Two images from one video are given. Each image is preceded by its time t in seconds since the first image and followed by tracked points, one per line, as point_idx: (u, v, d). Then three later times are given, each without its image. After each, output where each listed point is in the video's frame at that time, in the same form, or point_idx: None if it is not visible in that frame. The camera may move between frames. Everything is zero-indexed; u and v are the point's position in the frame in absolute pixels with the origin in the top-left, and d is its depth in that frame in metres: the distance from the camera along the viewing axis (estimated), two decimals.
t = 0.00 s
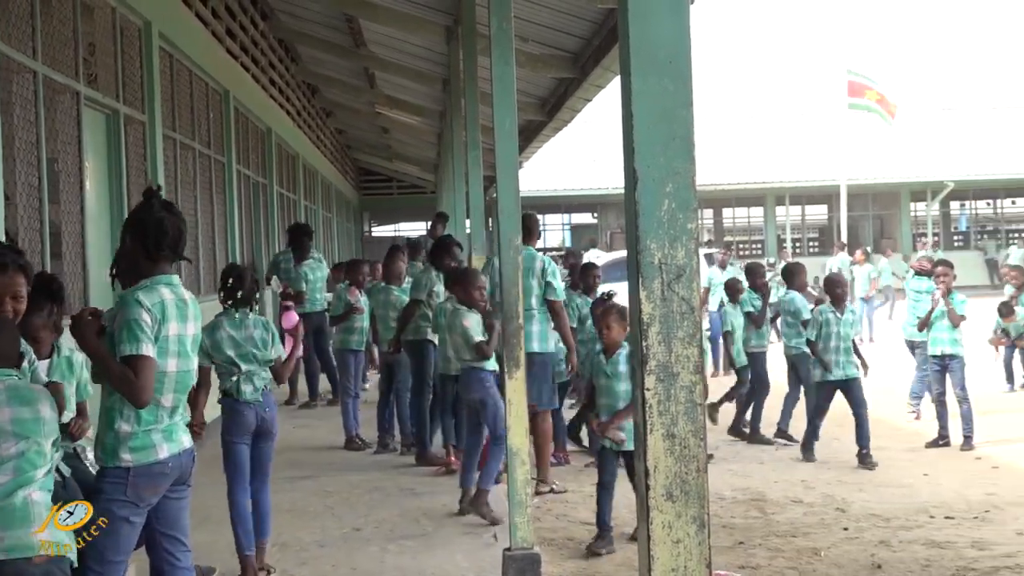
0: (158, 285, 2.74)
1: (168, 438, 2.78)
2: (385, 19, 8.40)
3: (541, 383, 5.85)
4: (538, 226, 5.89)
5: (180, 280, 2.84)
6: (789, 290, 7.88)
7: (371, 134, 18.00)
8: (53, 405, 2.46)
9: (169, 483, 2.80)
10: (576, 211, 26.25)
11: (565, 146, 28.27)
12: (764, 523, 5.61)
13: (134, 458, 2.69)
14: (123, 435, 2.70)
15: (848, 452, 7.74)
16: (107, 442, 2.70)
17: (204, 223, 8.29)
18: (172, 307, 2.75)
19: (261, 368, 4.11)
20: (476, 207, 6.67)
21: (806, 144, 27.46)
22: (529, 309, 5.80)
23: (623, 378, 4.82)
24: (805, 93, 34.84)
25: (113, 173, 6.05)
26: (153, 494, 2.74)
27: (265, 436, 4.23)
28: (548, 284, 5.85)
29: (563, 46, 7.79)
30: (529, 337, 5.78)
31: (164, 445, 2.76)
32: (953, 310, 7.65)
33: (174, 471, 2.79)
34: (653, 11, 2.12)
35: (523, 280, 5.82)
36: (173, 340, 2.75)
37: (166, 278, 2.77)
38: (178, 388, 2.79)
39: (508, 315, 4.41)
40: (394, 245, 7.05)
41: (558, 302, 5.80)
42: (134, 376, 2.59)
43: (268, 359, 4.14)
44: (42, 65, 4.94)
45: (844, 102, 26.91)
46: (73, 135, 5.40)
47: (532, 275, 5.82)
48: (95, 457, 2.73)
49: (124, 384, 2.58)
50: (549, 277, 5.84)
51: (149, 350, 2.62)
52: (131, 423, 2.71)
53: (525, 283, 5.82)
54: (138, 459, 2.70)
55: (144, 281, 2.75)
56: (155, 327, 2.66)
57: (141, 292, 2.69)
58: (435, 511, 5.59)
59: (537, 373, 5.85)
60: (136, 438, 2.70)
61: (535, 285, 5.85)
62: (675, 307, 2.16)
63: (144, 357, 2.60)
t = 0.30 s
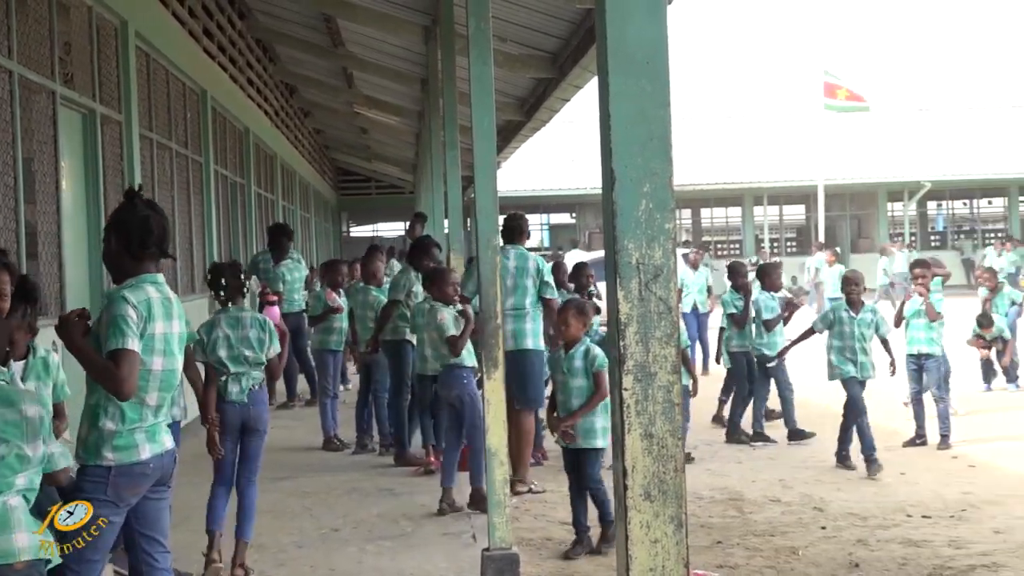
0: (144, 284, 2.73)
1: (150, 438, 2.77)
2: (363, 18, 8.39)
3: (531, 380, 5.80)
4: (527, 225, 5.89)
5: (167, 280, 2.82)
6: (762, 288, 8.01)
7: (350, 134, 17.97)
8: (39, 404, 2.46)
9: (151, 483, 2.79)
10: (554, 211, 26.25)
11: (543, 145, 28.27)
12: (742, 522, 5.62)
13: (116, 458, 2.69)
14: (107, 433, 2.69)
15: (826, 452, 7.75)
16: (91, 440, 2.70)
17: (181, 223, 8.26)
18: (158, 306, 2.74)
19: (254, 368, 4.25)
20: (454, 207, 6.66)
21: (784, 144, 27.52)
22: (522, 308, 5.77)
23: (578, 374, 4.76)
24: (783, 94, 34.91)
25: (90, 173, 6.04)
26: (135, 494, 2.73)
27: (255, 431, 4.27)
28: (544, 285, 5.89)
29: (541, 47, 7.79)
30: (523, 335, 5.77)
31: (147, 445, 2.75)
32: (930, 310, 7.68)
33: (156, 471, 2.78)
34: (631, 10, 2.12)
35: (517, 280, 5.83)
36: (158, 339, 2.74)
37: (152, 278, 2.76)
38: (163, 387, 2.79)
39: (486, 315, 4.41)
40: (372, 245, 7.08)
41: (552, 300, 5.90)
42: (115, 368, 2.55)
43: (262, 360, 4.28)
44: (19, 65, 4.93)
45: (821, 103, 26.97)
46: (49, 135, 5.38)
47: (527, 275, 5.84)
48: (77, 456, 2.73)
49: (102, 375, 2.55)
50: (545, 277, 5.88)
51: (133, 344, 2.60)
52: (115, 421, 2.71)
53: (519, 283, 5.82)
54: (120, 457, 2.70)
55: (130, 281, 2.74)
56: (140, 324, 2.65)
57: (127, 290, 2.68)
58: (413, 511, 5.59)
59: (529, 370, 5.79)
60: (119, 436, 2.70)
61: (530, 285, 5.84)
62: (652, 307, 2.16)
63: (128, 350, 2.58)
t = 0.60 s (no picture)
0: (126, 283, 2.72)
1: (132, 439, 2.76)
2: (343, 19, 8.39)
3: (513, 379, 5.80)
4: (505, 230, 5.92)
5: (148, 281, 2.81)
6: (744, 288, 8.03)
7: (328, 134, 17.94)
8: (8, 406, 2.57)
9: (131, 484, 2.78)
10: (533, 211, 26.25)
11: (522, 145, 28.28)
12: (721, 522, 5.63)
13: (98, 457, 2.68)
14: (90, 431, 2.68)
15: (804, 451, 7.77)
16: (73, 438, 2.68)
17: (159, 222, 8.23)
18: (141, 305, 2.73)
19: (239, 366, 4.32)
20: (433, 208, 6.65)
21: (762, 145, 27.58)
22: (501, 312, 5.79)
23: (546, 375, 4.78)
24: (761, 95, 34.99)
25: (67, 172, 6.01)
26: (114, 494, 2.72)
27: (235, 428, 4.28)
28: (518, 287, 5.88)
29: (520, 46, 7.79)
30: (503, 336, 5.74)
31: (128, 446, 2.74)
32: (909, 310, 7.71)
33: (136, 472, 2.77)
34: (609, 7, 2.12)
35: (493, 283, 5.85)
36: (140, 338, 2.73)
37: (133, 278, 2.75)
38: (144, 387, 2.78)
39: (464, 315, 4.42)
40: (353, 245, 6.99)
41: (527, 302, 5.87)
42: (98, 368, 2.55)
43: (247, 360, 4.35)
44: None
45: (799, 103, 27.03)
46: (26, 135, 5.36)
47: (502, 278, 5.86)
48: (56, 454, 2.71)
49: (85, 376, 2.55)
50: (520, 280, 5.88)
51: (115, 344, 2.59)
52: (98, 420, 2.69)
53: (494, 286, 5.85)
54: (102, 457, 2.68)
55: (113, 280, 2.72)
56: (124, 323, 2.64)
57: (111, 289, 2.67)
58: (392, 512, 5.56)
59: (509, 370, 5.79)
60: (101, 436, 2.69)
61: (506, 288, 5.86)
62: (631, 307, 2.16)
63: (111, 348, 2.57)
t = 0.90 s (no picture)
0: (102, 285, 2.71)
1: (109, 442, 2.75)
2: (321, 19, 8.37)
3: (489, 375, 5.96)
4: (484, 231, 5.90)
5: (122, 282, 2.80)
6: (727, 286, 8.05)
7: (307, 134, 17.92)
8: None
9: (108, 485, 2.77)
10: (512, 211, 26.26)
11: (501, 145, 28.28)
12: (699, 522, 5.63)
13: (75, 461, 2.67)
14: (68, 435, 2.66)
15: (782, 451, 7.79)
16: (50, 441, 2.67)
17: (136, 223, 8.20)
18: (117, 307, 2.72)
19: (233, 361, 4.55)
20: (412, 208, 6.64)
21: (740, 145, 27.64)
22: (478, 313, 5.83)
23: (522, 376, 4.76)
24: (739, 95, 35.06)
25: (44, 172, 5.98)
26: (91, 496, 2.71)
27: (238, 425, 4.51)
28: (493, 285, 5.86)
29: (499, 47, 7.79)
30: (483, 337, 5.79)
31: (105, 449, 2.73)
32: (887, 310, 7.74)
33: (113, 473, 2.77)
34: (587, 7, 2.12)
35: (469, 283, 5.86)
36: (118, 340, 2.72)
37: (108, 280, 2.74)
38: (123, 388, 2.77)
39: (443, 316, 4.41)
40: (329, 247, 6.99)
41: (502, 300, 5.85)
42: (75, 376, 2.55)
43: (240, 354, 4.56)
44: None
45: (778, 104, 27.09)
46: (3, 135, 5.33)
47: (478, 277, 5.86)
48: (34, 458, 2.70)
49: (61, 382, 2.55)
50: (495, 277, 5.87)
51: (92, 350, 2.58)
52: (75, 424, 2.67)
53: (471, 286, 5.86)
54: (79, 461, 2.67)
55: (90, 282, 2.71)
56: (102, 327, 2.63)
57: (88, 292, 2.65)
58: (370, 513, 5.55)
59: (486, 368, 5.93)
60: (79, 440, 2.67)
61: (481, 286, 5.87)
62: (609, 307, 2.16)
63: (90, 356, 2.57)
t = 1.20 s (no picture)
0: (73, 287, 2.69)
1: (83, 444, 2.74)
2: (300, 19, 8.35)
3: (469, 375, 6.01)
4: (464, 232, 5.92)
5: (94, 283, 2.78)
6: (715, 286, 8.02)
7: (285, 134, 17.89)
8: None
9: (82, 487, 2.76)
10: (491, 212, 26.27)
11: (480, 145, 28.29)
12: (677, 522, 5.64)
13: (48, 465, 2.66)
14: (41, 438, 2.65)
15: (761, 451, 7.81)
16: (22, 445, 2.66)
17: (114, 223, 8.17)
18: (88, 308, 2.71)
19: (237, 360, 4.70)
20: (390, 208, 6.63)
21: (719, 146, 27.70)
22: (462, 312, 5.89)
23: (501, 377, 4.75)
24: (717, 95, 35.12)
25: (20, 173, 5.95)
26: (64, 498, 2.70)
27: (239, 417, 4.71)
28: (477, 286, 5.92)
29: (478, 47, 7.78)
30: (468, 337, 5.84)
31: (79, 451, 2.72)
32: (866, 310, 7.76)
33: (87, 475, 2.76)
34: (565, 6, 2.12)
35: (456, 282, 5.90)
36: (89, 343, 2.71)
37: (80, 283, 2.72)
38: (96, 391, 2.76)
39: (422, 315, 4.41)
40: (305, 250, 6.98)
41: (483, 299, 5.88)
42: (41, 379, 2.53)
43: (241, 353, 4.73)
44: None
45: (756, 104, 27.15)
46: None
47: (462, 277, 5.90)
48: (6, 462, 2.68)
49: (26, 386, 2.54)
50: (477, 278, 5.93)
51: (61, 355, 2.56)
52: (48, 428, 2.66)
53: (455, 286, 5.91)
54: (52, 464, 2.66)
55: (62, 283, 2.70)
56: (71, 331, 2.62)
57: (58, 295, 2.64)
58: (349, 514, 5.54)
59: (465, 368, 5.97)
60: (51, 444, 2.66)
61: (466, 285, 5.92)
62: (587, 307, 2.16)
63: (58, 362, 2.55)
